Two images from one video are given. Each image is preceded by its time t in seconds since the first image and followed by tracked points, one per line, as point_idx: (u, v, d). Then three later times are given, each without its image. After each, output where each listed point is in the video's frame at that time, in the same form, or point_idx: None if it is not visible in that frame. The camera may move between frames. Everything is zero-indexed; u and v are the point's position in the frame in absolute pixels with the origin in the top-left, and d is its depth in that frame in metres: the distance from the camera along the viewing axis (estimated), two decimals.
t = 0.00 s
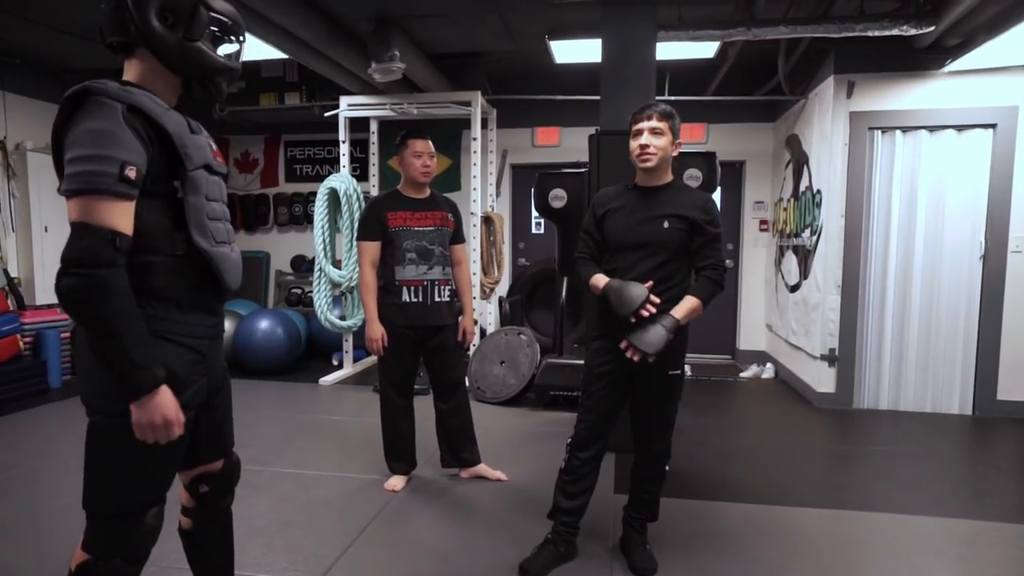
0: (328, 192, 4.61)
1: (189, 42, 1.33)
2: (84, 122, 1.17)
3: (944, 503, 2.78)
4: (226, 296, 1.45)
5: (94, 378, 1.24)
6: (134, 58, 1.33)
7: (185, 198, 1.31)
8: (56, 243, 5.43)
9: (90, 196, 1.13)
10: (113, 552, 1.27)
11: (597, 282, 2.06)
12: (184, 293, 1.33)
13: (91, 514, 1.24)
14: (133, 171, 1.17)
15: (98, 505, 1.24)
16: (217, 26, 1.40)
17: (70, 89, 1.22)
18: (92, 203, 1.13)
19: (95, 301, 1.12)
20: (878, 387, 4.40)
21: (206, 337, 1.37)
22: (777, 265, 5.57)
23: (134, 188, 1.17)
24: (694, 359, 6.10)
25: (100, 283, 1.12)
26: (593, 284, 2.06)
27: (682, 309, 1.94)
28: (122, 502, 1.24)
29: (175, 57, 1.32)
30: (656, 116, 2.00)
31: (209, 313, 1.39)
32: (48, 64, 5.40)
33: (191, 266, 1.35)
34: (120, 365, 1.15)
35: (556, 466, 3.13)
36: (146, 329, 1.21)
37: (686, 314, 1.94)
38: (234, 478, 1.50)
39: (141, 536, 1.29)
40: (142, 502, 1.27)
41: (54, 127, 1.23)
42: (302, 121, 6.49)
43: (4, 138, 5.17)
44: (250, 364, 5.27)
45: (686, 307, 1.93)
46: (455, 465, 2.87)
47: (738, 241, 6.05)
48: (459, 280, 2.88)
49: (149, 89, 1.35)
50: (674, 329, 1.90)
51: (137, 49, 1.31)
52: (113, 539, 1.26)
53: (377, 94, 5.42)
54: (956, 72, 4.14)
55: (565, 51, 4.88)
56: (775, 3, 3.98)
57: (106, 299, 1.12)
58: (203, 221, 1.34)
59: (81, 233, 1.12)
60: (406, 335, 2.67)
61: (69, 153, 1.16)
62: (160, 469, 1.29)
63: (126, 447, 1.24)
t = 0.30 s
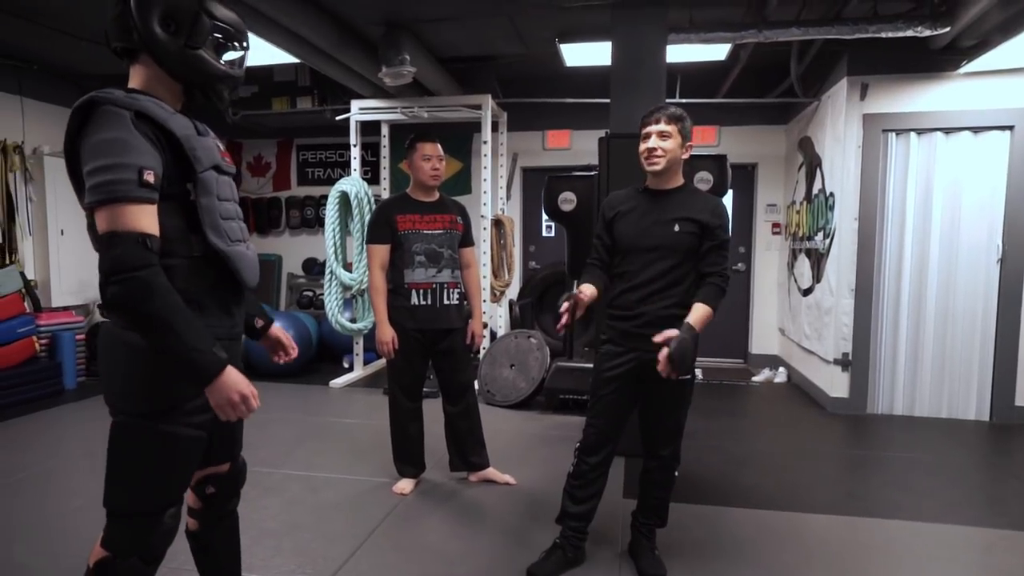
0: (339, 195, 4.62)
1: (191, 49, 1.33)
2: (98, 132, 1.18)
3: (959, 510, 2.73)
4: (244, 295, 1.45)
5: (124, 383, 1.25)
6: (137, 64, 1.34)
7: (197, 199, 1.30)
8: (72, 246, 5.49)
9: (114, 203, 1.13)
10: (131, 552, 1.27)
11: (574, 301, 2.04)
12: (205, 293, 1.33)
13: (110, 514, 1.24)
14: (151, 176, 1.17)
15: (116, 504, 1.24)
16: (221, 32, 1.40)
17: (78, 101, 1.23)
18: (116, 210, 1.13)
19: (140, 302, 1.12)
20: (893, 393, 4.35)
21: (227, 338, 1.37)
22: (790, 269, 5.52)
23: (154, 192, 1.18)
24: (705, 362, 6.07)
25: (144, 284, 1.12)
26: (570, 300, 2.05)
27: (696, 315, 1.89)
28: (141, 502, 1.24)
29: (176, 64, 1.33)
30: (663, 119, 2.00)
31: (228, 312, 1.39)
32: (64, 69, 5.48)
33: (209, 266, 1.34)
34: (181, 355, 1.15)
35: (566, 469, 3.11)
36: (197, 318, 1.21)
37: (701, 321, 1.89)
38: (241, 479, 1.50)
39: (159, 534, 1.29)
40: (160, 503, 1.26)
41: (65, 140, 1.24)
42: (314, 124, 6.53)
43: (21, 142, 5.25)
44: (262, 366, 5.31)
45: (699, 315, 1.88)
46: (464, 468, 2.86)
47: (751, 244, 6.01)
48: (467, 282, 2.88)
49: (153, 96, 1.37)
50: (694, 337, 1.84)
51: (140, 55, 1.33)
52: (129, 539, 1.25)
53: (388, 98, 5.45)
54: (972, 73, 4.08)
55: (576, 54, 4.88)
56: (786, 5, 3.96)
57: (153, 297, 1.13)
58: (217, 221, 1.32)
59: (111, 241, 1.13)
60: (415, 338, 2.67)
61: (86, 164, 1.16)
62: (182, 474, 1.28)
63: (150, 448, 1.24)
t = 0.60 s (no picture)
0: (352, 198, 4.64)
1: (213, 57, 1.34)
2: (114, 136, 1.19)
3: (978, 518, 2.68)
4: (257, 298, 1.44)
5: (129, 380, 1.25)
6: (162, 70, 1.35)
7: (211, 204, 1.30)
8: (90, 248, 5.56)
9: (123, 207, 1.14)
10: (141, 549, 1.27)
11: (586, 341, 2.15)
12: (215, 296, 1.33)
13: (120, 511, 1.25)
14: (162, 181, 1.18)
15: (127, 500, 1.24)
16: (242, 41, 1.41)
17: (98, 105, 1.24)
18: (127, 213, 1.14)
19: (133, 306, 1.13)
20: (910, 397, 4.29)
21: (236, 340, 1.37)
22: (805, 271, 5.46)
23: (164, 197, 1.18)
24: (719, 365, 6.02)
25: (139, 290, 1.13)
26: (577, 345, 2.14)
27: (756, 334, 1.99)
28: (152, 498, 1.25)
29: (199, 71, 1.34)
30: (666, 120, 1.99)
31: (239, 314, 1.39)
32: (83, 75, 5.57)
33: (221, 269, 1.34)
34: (156, 367, 1.15)
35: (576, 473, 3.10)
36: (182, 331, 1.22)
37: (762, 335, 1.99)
38: (250, 479, 1.51)
39: (167, 532, 1.30)
40: (171, 499, 1.27)
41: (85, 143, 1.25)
42: (327, 127, 6.58)
43: (41, 146, 5.34)
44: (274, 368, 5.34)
45: (759, 331, 1.98)
46: (475, 471, 2.86)
47: (765, 246, 5.96)
48: (478, 284, 2.88)
49: (175, 102, 1.37)
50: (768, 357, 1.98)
51: (164, 62, 1.34)
52: (138, 537, 1.26)
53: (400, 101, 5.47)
54: (991, 73, 4.02)
55: (587, 56, 4.88)
56: (801, 5, 3.93)
57: (142, 304, 1.14)
58: (230, 225, 1.33)
59: (117, 243, 1.14)
60: (425, 341, 2.67)
61: (101, 167, 1.18)
62: (188, 472, 1.29)
63: (159, 446, 1.24)
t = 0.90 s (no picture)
0: (366, 199, 4.66)
1: (234, 59, 1.35)
2: (130, 135, 1.20)
3: (999, 524, 2.63)
4: (266, 300, 1.45)
5: (138, 377, 1.26)
6: (184, 74, 1.36)
7: (223, 205, 1.32)
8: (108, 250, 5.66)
9: (134, 204, 1.15)
10: (148, 546, 1.28)
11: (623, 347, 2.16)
12: (225, 297, 1.34)
13: (129, 509, 1.26)
14: (175, 181, 1.19)
15: (135, 498, 1.25)
16: (263, 44, 1.41)
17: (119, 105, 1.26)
18: (138, 212, 1.15)
19: (139, 303, 1.14)
20: (929, 401, 4.21)
21: (244, 341, 1.38)
22: (822, 273, 5.39)
23: (175, 196, 1.19)
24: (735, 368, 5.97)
25: (145, 287, 1.14)
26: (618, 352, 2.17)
27: (734, 338, 1.92)
28: (160, 496, 1.26)
29: (220, 74, 1.35)
30: (666, 123, 1.98)
31: (248, 315, 1.40)
32: (103, 79, 5.65)
33: (230, 270, 1.35)
34: (160, 363, 1.16)
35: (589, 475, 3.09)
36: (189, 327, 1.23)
37: (740, 341, 1.92)
38: (259, 479, 1.52)
39: (175, 530, 1.30)
40: (179, 496, 1.28)
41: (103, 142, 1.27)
42: (342, 130, 6.62)
43: (63, 149, 5.44)
44: (289, 368, 5.37)
45: (738, 336, 1.91)
46: (486, 472, 2.86)
47: (781, 248, 5.90)
48: (491, 286, 2.88)
49: (196, 105, 1.38)
50: (739, 364, 1.90)
51: (187, 66, 1.35)
52: (145, 535, 1.27)
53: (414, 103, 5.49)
54: (1013, 71, 3.95)
55: (601, 57, 4.86)
56: (818, 4, 3.89)
57: (149, 302, 1.15)
58: (240, 226, 1.34)
59: (127, 240, 1.15)
60: (438, 341, 2.68)
61: (116, 166, 1.19)
62: (197, 471, 1.30)
63: (166, 444, 1.25)
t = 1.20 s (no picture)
0: (382, 200, 4.69)
1: (245, 60, 1.37)
2: (146, 137, 1.22)
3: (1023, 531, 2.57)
4: (279, 300, 1.47)
5: (156, 376, 1.28)
6: (197, 76, 1.38)
7: (236, 205, 1.33)
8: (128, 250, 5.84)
9: (152, 205, 1.17)
10: (163, 544, 1.30)
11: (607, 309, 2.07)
12: (238, 296, 1.36)
13: (145, 506, 1.28)
14: (191, 182, 1.20)
15: (150, 496, 1.27)
16: (273, 46, 1.43)
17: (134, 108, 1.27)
18: (155, 212, 1.17)
19: (158, 302, 1.16)
20: (951, 404, 4.13)
21: (258, 340, 1.39)
22: (841, 273, 5.32)
23: (192, 197, 1.20)
24: (752, 370, 5.91)
25: (164, 286, 1.15)
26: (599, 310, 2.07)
27: (736, 330, 1.82)
28: (174, 494, 1.27)
29: (231, 75, 1.36)
30: (677, 122, 2.01)
31: (261, 315, 1.42)
32: (124, 83, 5.75)
33: (244, 270, 1.37)
34: (182, 359, 1.17)
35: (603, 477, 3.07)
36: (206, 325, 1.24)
37: (743, 335, 1.82)
38: (272, 477, 1.53)
39: (189, 528, 1.32)
40: (192, 494, 1.30)
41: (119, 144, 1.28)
42: (358, 131, 6.66)
43: (85, 152, 5.54)
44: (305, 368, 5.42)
45: (740, 328, 1.81)
46: (499, 473, 2.86)
47: (800, 249, 5.82)
48: (505, 286, 2.88)
49: (209, 106, 1.40)
50: (734, 357, 1.79)
51: (199, 68, 1.36)
52: (160, 532, 1.29)
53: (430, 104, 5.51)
54: None
55: (616, 57, 4.85)
56: (837, 2, 3.83)
57: (168, 300, 1.16)
58: (254, 227, 1.35)
59: (145, 241, 1.16)
60: (451, 342, 2.68)
61: (132, 167, 1.21)
62: (210, 470, 1.31)
63: (180, 442, 1.26)
